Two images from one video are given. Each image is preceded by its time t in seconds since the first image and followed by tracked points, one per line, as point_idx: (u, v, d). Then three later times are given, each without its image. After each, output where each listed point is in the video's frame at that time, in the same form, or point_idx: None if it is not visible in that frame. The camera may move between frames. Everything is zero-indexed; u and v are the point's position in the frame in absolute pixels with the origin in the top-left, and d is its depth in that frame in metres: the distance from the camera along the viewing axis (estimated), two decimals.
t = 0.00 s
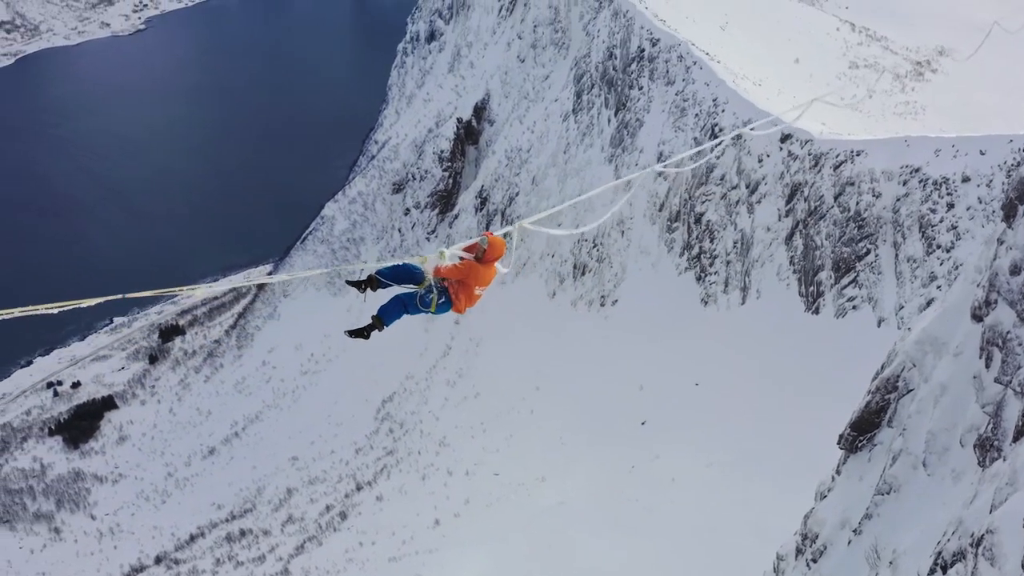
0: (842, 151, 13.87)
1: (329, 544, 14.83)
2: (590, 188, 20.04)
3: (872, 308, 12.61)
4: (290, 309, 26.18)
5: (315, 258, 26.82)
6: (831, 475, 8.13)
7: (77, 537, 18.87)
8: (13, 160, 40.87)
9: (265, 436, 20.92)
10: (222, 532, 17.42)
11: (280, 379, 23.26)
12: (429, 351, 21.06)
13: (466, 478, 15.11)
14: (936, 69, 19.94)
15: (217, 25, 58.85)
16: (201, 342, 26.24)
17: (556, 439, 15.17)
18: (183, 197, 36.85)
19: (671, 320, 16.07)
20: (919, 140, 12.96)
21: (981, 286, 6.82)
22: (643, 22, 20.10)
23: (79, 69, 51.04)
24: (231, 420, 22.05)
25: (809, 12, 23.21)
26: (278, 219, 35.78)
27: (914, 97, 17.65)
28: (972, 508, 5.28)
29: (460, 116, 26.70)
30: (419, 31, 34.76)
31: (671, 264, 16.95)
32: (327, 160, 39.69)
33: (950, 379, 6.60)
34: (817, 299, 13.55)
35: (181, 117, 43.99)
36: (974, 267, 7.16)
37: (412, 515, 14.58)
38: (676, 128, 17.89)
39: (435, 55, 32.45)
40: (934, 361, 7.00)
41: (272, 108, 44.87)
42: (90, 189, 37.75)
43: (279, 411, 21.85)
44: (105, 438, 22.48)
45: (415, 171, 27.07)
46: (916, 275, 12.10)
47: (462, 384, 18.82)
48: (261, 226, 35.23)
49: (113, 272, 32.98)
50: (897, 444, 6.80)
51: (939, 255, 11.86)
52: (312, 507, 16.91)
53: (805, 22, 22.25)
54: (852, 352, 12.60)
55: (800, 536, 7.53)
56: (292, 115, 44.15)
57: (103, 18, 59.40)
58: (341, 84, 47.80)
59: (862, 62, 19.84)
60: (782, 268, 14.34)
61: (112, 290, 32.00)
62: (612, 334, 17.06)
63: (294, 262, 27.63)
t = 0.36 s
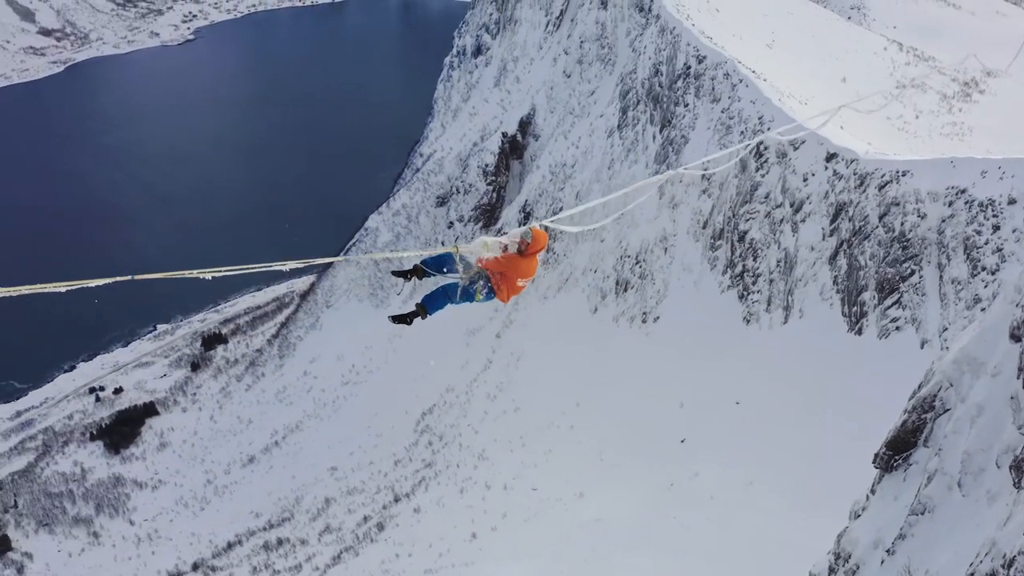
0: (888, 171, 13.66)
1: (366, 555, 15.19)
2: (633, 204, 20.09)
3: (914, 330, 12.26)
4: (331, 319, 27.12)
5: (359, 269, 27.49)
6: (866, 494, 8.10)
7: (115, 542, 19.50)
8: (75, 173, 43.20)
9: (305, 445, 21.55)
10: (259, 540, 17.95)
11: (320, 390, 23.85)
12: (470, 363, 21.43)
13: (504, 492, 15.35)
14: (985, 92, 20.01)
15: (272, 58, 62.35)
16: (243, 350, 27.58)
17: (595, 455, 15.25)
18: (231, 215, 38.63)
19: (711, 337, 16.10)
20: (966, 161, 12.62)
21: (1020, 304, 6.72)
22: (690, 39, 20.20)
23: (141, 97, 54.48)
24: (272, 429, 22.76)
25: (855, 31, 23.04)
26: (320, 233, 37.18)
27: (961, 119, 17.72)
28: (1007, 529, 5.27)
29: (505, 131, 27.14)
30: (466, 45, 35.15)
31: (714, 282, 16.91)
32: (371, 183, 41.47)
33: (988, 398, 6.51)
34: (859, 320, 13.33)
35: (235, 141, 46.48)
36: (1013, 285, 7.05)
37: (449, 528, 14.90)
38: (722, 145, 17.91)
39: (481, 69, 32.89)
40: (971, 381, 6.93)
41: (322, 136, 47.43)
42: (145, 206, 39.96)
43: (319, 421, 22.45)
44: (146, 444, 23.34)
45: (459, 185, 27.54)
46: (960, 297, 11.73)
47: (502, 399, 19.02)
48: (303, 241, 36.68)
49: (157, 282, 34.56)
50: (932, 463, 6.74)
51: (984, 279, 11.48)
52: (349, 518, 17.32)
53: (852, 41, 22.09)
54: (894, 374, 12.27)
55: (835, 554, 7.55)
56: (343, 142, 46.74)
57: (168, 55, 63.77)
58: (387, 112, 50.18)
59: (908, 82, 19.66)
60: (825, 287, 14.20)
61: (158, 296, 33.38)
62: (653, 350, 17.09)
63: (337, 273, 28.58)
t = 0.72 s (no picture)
0: (929, 190, 13.43)
1: (402, 567, 15.60)
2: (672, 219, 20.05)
3: (953, 350, 12.04)
4: (369, 330, 27.55)
5: (397, 282, 28.10)
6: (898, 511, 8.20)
7: (150, 548, 20.14)
8: (125, 183, 44.86)
9: (340, 456, 21.86)
10: (293, 549, 18.52)
11: (356, 401, 24.14)
12: (506, 377, 21.64)
13: (538, 506, 15.55)
14: None
15: (314, 71, 63.79)
16: (280, 360, 28.15)
17: (630, 471, 15.31)
18: (273, 227, 39.73)
19: (747, 354, 16.07)
20: (1009, 179, 12.33)
21: None
22: (732, 55, 20.17)
23: (185, 108, 56.13)
24: (308, 439, 23.18)
25: (899, 49, 22.79)
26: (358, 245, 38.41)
27: (1003, 138, 17.38)
28: None
29: (545, 146, 27.48)
30: (507, 59, 35.59)
31: (753, 299, 16.80)
32: (409, 197, 42.43)
33: (1021, 419, 6.44)
34: (897, 339, 13.11)
35: (276, 151, 47.62)
36: None
37: (483, 542, 15.24)
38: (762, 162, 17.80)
39: (522, 84, 33.27)
40: (1004, 401, 6.89)
41: (361, 149, 48.53)
42: (189, 215, 41.27)
43: (354, 431, 22.74)
44: (181, 452, 23.92)
45: (498, 200, 27.86)
46: (999, 318, 11.42)
47: (538, 413, 19.14)
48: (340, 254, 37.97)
49: (197, 291, 35.88)
50: (964, 483, 6.74)
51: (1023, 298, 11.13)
52: (383, 530, 17.66)
53: (894, 59, 21.83)
54: (929, 394, 12.08)
55: (867, 571, 7.63)
56: (383, 155, 47.80)
57: (213, 67, 65.56)
58: (426, 128, 51.37)
59: (951, 101, 19.27)
60: (864, 306, 14.03)
61: (195, 306, 34.72)
62: (689, 367, 17.08)
63: (374, 284, 28.96)
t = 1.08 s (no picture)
0: (966, 211, 13.46)
1: None
2: (708, 236, 20.05)
3: (989, 372, 12.15)
4: (402, 344, 27.86)
5: (432, 295, 28.62)
6: (927, 533, 8.07)
7: (181, 558, 20.70)
8: (169, 195, 46.12)
9: (372, 471, 22.11)
10: (323, 561, 18.86)
11: (390, 414, 24.45)
12: (539, 394, 21.73)
13: (568, 522, 15.61)
14: None
15: (351, 86, 65.20)
16: (313, 372, 28.87)
17: (661, 489, 15.32)
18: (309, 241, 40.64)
19: (779, 372, 16.01)
20: None
21: None
22: (769, 73, 20.17)
23: (225, 121, 57.75)
24: (341, 451, 23.58)
25: (938, 68, 22.59)
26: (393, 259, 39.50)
27: None
28: None
29: (581, 162, 27.62)
30: (544, 75, 35.89)
31: (788, 318, 16.67)
32: (444, 213, 43.36)
33: None
34: (932, 360, 13.15)
35: (314, 165, 48.66)
36: None
37: (513, 556, 15.38)
38: (798, 181, 17.72)
39: (559, 100, 33.50)
40: None
41: (398, 163, 49.48)
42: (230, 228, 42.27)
43: (387, 445, 23.03)
44: (214, 462, 24.56)
45: (534, 215, 27.96)
46: None
47: (570, 429, 19.26)
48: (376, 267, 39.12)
49: (236, 303, 36.88)
50: (994, 505, 6.64)
51: None
52: (413, 543, 17.92)
53: (931, 78, 21.77)
54: (965, 416, 12.20)
55: None
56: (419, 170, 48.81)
57: (252, 81, 67.00)
58: (462, 144, 52.36)
59: (988, 121, 19.31)
60: (900, 327, 14.02)
61: (232, 318, 35.72)
62: (721, 387, 16.97)
63: (409, 298, 29.58)
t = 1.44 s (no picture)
0: (999, 235, 13.65)
1: None
2: (739, 259, 20.04)
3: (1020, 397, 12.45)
4: (431, 363, 28.23)
5: (461, 313, 29.19)
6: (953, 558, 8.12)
7: (208, 573, 21.08)
8: (205, 212, 47.24)
9: (400, 489, 22.30)
10: None
11: (418, 432, 24.68)
12: (569, 414, 21.80)
13: (596, 543, 15.65)
14: None
15: (385, 106, 66.42)
16: (342, 391, 29.10)
17: (690, 510, 15.41)
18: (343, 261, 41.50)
19: (807, 395, 16.03)
20: None
21: None
22: (803, 96, 20.18)
23: (260, 139, 59.11)
24: (370, 469, 23.84)
25: (971, 92, 22.40)
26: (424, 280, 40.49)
27: None
28: None
29: (613, 182, 27.62)
30: (576, 96, 36.19)
31: (818, 341, 16.59)
32: (474, 235, 44.04)
33: None
34: (964, 385, 13.43)
35: (348, 184, 49.65)
36: None
37: None
38: (829, 204, 17.65)
39: (591, 120, 33.59)
40: None
41: (430, 183, 50.27)
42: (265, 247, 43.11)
43: (415, 464, 23.21)
44: (242, 478, 24.93)
45: (564, 236, 28.00)
46: None
47: (599, 450, 19.26)
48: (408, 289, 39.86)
49: (268, 318, 37.62)
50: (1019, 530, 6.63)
51: None
52: (440, 562, 18.08)
53: (964, 100, 21.61)
54: (997, 441, 12.45)
55: None
56: (451, 190, 49.47)
57: (287, 99, 68.50)
58: (493, 164, 53.00)
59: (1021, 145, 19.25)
60: (931, 351, 14.14)
61: (264, 334, 36.50)
62: (749, 410, 16.94)
63: (439, 317, 30.24)
